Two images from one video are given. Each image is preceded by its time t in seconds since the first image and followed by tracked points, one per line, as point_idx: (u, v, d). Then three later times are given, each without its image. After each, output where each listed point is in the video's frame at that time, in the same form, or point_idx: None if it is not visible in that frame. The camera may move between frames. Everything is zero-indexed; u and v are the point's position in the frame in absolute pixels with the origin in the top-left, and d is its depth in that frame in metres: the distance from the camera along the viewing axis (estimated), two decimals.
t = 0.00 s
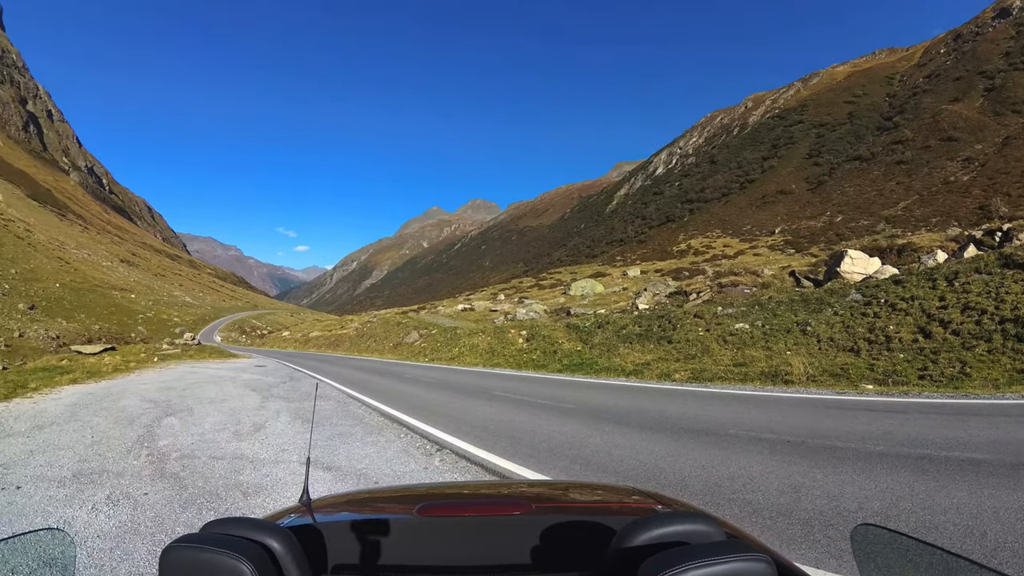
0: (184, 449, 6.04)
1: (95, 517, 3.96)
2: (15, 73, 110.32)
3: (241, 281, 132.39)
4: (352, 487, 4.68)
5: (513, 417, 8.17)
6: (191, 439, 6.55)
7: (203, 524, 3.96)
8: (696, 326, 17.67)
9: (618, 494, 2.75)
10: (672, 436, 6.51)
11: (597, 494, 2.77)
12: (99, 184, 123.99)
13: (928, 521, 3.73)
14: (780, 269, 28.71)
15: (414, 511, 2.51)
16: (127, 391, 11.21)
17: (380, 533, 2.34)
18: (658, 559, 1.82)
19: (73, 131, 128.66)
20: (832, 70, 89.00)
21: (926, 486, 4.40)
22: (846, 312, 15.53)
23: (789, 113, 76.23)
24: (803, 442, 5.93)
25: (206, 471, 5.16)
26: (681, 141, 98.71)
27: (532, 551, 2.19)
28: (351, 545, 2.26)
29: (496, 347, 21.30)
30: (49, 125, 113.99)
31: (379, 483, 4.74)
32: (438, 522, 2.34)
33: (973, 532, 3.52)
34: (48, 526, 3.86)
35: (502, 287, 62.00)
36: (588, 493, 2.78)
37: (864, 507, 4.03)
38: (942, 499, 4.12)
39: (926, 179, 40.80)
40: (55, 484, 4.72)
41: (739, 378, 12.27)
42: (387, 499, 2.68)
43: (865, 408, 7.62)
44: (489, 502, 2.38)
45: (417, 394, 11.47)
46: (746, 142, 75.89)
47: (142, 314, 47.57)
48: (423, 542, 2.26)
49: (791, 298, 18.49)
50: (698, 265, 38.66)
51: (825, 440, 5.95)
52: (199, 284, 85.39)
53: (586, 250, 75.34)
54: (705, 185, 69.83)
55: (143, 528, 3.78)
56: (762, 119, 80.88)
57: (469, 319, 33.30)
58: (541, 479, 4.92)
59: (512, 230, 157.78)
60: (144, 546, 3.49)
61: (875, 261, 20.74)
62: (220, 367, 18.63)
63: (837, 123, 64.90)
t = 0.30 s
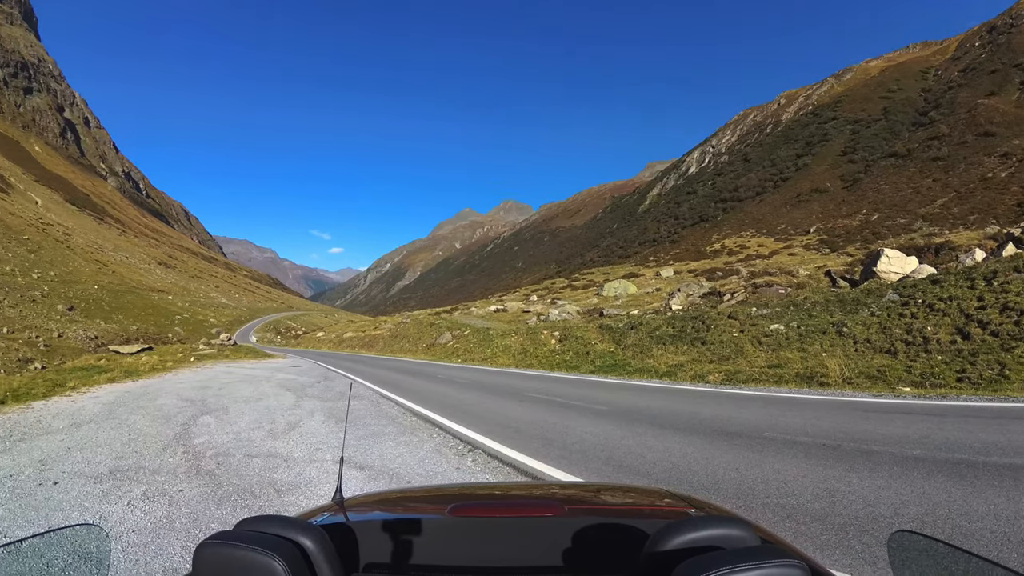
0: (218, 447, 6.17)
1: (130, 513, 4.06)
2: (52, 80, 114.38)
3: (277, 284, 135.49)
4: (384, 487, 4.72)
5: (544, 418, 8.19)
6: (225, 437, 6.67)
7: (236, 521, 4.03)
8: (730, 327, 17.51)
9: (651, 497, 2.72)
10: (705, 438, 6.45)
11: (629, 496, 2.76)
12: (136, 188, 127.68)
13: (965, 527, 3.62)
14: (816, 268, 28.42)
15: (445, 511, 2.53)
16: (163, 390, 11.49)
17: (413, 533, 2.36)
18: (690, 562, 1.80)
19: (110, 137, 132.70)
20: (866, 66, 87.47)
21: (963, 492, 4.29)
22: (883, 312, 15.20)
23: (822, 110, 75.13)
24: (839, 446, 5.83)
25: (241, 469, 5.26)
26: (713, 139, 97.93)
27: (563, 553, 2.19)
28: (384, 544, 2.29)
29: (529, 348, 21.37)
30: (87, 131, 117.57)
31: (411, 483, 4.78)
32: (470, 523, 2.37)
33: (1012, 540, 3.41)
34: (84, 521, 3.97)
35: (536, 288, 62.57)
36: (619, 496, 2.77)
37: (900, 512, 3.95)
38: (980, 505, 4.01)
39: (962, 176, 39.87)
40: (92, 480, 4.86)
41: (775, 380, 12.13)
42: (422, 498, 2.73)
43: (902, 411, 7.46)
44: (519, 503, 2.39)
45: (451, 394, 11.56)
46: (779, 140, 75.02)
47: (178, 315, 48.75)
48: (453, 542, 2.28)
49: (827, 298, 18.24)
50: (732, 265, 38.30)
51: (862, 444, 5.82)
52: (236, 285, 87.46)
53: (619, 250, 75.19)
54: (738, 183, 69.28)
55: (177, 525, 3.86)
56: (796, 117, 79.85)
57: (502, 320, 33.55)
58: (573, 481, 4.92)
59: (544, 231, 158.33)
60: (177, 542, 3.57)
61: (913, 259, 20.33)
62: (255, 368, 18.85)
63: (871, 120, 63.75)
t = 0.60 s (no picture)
0: (250, 445, 6.29)
1: (163, 509, 4.17)
2: (86, 88, 118.34)
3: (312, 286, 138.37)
4: (414, 487, 4.75)
5: (574, 420, 8.18)
6: (257, 436, 6.82)
7: (267, 518, 4.10)
8: (763, 328, 17.32)
9: (679, 500, 2.71)
10: (736, 441, 6.38)
11: (658, 499, 2.75)
12: (170, 192, 131.19)
13: (1002, 535, 3.52)
14: (850, 267, 27.96)
15: (474, 511, 2.54)
16: (197, 389, 11.77)
17: (443, 532, 2.38)
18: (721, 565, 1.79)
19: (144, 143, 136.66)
20: (897, 60, 85.64)
21: (999, 498, 4.17)
22: (918, 313, 14.84)
23: (853, 106, 73.87)
24: (873, 450, 5.71)
25: (272, 467, 5.35)
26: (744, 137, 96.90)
27: (592, 556, 2.19)
28: (414, 543, 2.31)
29: (559, 349, 21.43)
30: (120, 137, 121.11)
31: (441, 483, 4.81)
32: (499, 524, 2.38)
33: None
34: (118, 516, 4.07)
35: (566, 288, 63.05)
36: (649, 498, 2.76)
37: (934, 518, 3.85)
38: (1016, 511, 3.90)
39: (998, 172, 38.80)
40: (126, 477, 5.00)
41: (807, 383, 11.96)
42: (451, 498, 2.75)
43: (939, 414, 7.27)
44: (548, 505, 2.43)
45: (481, 395, 11.61)
46: (811, 138, 74.01)
47: (212, 316, 49.76)
48: (482, 543, 2.29)
49: (860, 298, 17.92)
50: (765, 265, 37.81)
51: (896, 448, 5.70)
52: (269, 287, 89.29)
53: (651, 250, 74.97)
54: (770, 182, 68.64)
55: (209, 522, 3.94)
56: (828, 113, 78.64)
57: (533, 321, 33.67)
58: (604, 483, 4.90)
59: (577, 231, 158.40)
60: (209, 538, 3.66)
61: (949, 258, 19.79)
62: (287, 368, 19.13)
63: (904, 115, 62.43)
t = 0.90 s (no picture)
0: (284, 444, 6.42)
1: (197, 506, 4.28)
2: (122, 95, 122.17)
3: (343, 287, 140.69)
4: (445, 487, 4.79)
5: (605, 421, 8.15)
6: (290, 434, 6.96)
7: (300, 516, 4.17)
8: (798, 329, 17.01)
9: (712, 503, 2.69)
10: (770, 444, 6.28)
11: (690, 502, 2.73)
12: (204, 195, 134.51)
13: None
14: (890, 267, 27.24)
15: (506, 512, 2.57)
16: (231, 388, 12.07)
17: (474, 533, 2.40)
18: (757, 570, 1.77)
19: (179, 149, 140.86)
20: (932, 53, 83.27)
21: None
22: (956, 314, 14.41)
23: (888, 102, 72.08)
24: (910, 454, 5.56)
25: (305, 466, 5.45)
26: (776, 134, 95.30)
27: (624, 557, 2.19)
28: (447, 542, 2.35)
29: (592, 350, 21.37)
30: (156, 143, 124.74)
31: (473, 483, 4.84)
32: (530, 525, 2.41)
33: None
34: (152, 513, 4.18)
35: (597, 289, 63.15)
36: (680, 501, 2.74)
37: (972, 525, 3.74)
38: None
39: None
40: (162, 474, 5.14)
41: (843, 385, 11.72)
42: (483, 499, 2.78)
43: (978, 418, 7.06)
44: (579, 507, 2.45)
45: (514, 396, 11.65)
46: (845, 135, 72.41)
47: (247, 317, 50.79)
48: (514, 542, 2.31)
49: (898, 298, 17.50)
50: (800, 265, 37.09)
51: (933, 452, 5.55)
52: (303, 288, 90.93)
53: (683, 250, 74.40)
54: (804, 180, 67.50)
55: (242, 519, 4.03)
56: (861, 109, 76.86)
57: (565, 322, 33.59)
58: (637, 486, 4.88)
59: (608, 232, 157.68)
60: (243, 535, 3.74)
61: (987, 257, 19.16)
62: (320, 368, 19.44)
63: (940, 110, 60.68)
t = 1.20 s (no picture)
0: (315, 443, 6.54)
1: (228, 503, 4.37)
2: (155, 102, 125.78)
3: (373, 288, 142.55)
4: (475, 487, 4.83)
5: (634, 423, 8.11)
6: (320, 433, 7.09)
7: (330, 514, 4.25)
8: (832, 329, 16.72)
9: (744, 506, 2.66)
10: (802, 447, 6.17)
11: (721, 505, 2.71)
12: (235, 198, 137.62)
13: None
14: (924, 266, 26.57)
15: (536, 513, 2.59)
16: (263, 387, 12.37)
17: (504, 533, 2.43)
18: None
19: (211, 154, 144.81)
20: (965, 46, 80.83)
21: None
22: (992, 314, 13.99)
23: (920, 97, 70.21)
24: (946, 458, 5.41)
25: (336, 465, 5.55)
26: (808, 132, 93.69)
27: (655, 561, 2.18)
28: (476, 543, 2.37)
29: (622, 351, 21.33)
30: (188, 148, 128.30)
31: (502, 484, 4.86)
32: (560, 527, 2.44)
33: None
34: (185, 509, 4.30)
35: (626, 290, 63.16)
36: (711, 504, 2.73)
37: (1010, 533, 3.62)
38: None
39: None
40: (195, 471, 5.29)
41: (876, 388, 11.51)
42: (513, 498, 2.81)
43: (1016, 422, 6.85)
44: (608, 510, 2.46)
45: (545, 397, 11.69)
46: (877, 132, 70.72)
47: (279, 317, 51.81)
48: (543, 543, 2.33)
49: (932, 298, 17.09)
50: (834, 265, 36.39)
51: (969, 457, 5.39)
52: (334, 289, 92.34)
53: (715, 250, 73.59)
54: (836, 179, 66.26)
55: (274, 516, 4.13)
56: (894, 105, 74.98)
57: (595, 323, 33.54)
58: (667, 488, 4.84)
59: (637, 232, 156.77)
60: (273, 533, 3.82)
61: None
62: (352, 368, 19.75)
63: (974, 105, 58.91)
